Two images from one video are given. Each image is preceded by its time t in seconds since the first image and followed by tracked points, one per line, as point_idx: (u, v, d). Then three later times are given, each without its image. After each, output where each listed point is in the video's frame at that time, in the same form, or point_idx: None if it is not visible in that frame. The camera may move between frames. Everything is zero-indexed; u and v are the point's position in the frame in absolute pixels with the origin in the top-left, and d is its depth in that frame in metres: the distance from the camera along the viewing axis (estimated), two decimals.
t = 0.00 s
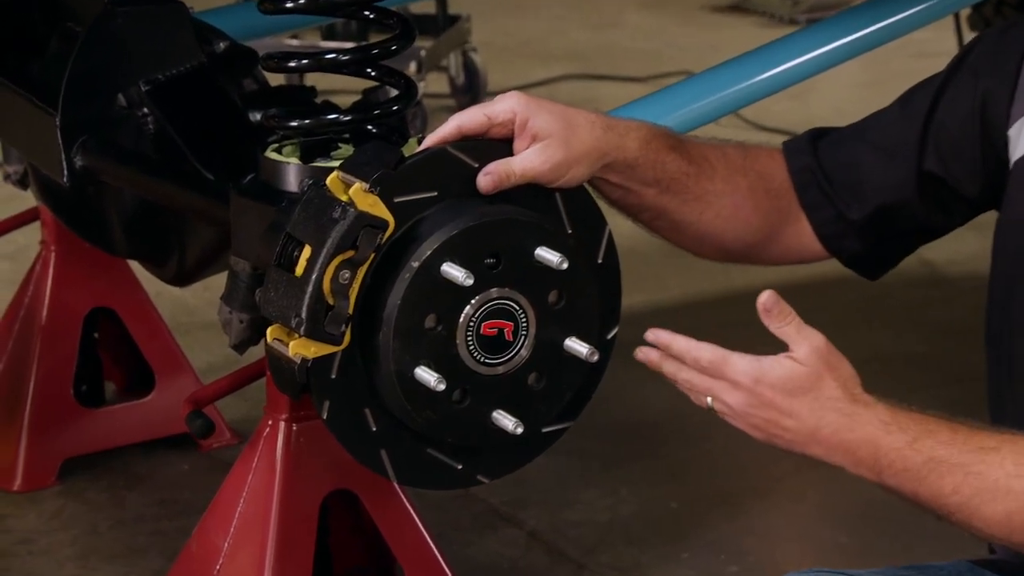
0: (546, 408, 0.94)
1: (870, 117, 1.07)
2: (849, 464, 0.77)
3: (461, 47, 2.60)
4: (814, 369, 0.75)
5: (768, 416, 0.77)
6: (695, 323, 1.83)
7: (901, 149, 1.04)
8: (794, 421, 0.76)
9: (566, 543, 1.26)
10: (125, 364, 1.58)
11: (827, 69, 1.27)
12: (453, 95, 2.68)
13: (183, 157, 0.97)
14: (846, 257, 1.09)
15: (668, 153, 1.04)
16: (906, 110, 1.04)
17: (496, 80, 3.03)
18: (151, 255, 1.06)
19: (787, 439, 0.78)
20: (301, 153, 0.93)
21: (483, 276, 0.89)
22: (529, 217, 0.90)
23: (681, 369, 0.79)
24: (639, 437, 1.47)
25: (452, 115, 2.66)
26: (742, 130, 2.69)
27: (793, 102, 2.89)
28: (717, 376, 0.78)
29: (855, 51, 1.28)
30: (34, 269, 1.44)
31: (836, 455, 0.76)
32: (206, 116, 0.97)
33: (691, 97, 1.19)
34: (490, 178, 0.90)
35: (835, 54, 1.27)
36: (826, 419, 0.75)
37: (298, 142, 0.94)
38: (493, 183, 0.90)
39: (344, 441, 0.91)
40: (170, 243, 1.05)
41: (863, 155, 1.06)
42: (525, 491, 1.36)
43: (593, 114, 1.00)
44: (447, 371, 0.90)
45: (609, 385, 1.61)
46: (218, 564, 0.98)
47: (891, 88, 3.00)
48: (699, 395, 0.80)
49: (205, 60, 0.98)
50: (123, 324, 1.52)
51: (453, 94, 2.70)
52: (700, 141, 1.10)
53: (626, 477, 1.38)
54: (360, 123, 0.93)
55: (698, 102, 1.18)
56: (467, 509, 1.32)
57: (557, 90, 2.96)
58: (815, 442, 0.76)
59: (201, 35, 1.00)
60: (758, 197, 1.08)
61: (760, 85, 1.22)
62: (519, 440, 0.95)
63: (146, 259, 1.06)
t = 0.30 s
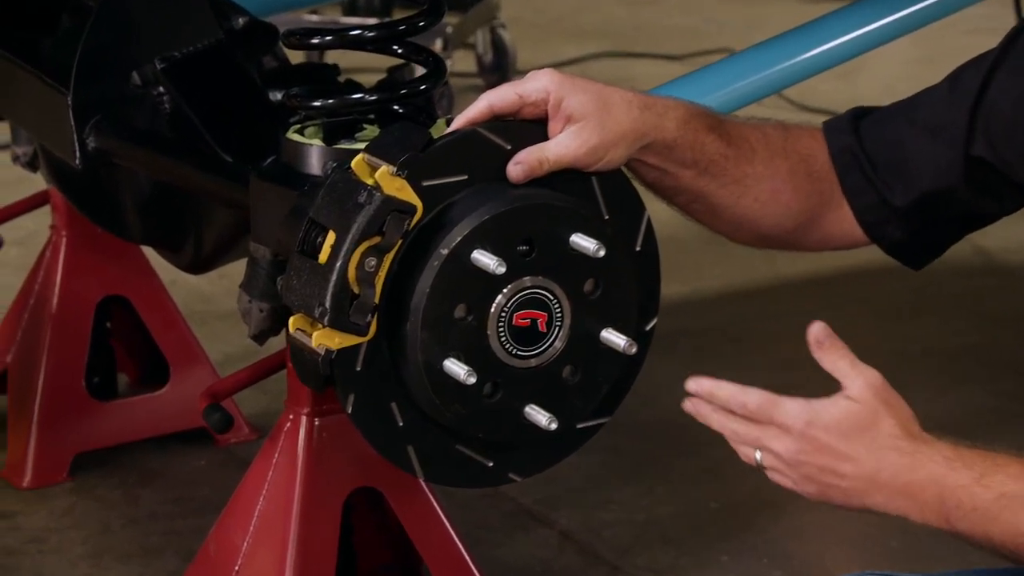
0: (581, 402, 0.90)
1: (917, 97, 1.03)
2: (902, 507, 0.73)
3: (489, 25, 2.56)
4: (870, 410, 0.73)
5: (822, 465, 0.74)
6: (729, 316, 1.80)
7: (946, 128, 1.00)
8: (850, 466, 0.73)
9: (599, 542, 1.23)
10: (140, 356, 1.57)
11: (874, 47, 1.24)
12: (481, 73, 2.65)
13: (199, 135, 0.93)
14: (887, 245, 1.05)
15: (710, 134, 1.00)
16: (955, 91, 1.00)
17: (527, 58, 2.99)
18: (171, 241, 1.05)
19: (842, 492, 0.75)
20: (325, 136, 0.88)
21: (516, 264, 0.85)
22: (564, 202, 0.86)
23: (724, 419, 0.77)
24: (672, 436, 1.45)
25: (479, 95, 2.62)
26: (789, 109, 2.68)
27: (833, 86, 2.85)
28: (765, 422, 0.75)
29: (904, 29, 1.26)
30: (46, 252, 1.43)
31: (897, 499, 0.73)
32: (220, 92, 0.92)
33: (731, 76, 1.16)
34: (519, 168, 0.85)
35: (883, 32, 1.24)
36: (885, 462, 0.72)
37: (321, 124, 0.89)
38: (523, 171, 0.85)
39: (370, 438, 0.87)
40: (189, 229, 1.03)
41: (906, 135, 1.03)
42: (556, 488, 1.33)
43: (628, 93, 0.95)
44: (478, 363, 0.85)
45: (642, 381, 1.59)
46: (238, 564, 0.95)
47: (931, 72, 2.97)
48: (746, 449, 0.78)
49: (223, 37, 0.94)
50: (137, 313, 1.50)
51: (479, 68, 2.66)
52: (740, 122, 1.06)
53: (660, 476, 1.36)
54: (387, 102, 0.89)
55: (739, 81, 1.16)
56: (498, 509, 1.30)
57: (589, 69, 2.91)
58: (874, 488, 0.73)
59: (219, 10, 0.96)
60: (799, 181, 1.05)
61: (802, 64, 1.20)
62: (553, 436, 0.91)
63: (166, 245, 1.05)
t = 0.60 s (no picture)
0: (615, 404, 0.86)
1: (973, 87, 1.01)
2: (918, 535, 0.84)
3: (517, 9, 2.53)
4: (942, 522, 0.73)
5: None
6: (763, 314, 1.77)
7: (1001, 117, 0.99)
8: None
9: (633, 552, 1.21)
10: (151, 355, 1.55)
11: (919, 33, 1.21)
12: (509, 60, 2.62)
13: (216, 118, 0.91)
14: (942, 242, 1.03)
15: (754, 124, 0.97)
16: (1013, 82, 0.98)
17: (557, 42, 2.96)
18: (186, 235, 1.06)
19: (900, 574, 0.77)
20: (348, 125, 0.85)
21: (547, 258, 0.80)
22: (597, 194, 0.82)
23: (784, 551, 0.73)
24: (715, 439, 1.43)
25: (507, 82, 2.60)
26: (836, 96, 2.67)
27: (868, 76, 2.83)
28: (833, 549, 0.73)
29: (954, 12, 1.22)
30: (56, 245, 1.40)
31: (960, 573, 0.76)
32: (238, 77, 0.90)
33: (775, 61, 1.13)
34: (549, 157, 0.81)
35: (929, 16, 1.21)
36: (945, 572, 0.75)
37: (344, 112, 0.86)
38: (555, 164, 0.81)
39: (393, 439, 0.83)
40: (205, 223, 1.05)
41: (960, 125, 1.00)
42: (588, 495, 1.31)
43: (666, 79, 0.90)
44: (506, 362, 0.81)
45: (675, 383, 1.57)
46: (257, 568, 0.97)
47: (971, 66, 2.94)
48: (805, 564, 0.74)
49: (242, 21, 0.92)
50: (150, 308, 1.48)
51: (506, 56, 2.63)
52: (783, 113, 1.04)
53: (694, 484, 1.34)
54: (412, 90, 0.84)
55: (782, 67, 1.13)
56: (524, 514, 1.28)
57: (621, 54, 2.88)
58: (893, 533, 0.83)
59: None
60: (848, 174, 1.03)
61: (847, 49, 1.17)
62: (585, 438, 0.87)
63: (180, 238, 1.07)
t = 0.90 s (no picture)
0: (632, 406, 0.82)
1: (1003, 77, 0.97)
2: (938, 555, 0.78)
3: None
4: (966, 523, 0.68)
5: None
6: (785, 314, 1.75)
7: None
8: None
9: (652, 560, 1.18)
10: (150, 355, 1.53)
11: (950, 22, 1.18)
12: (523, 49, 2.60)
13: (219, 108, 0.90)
14: (970, 239, 0.99)
15: (774, 111, 0.94)
16: None
17: (575, 32, 2.93)
18: (190, 231, 1.07)
19: None
20: (356, 117, 0.82)
21: (562, 256, 0.77)
22: (613, 188, 0.78)
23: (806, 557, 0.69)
24: (736, 442, 1.41)
25: (521, 72, 2.57)
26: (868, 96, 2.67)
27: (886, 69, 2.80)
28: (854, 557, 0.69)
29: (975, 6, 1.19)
30: (55, 241, 1.38)
31: None
32: (241, 67, 0.90)
33: (801, 52, 1.10)
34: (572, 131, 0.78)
35: (956, 7, 1.18)
36: None
37: (352, 104, 0.83)
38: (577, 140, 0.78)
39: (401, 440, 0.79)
40: (208, 219, 1.05)
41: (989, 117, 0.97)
42: (605, 501, 1.29)
43: (687, 69, 0.87)
44: (520, 363, 0.77)
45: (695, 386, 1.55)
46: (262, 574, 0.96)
47: (995, 62, 2.92)
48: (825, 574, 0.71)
49: (247, 11, 0.93)
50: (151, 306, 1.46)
51: (522, 46, 2.60)
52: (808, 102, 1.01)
53: (712, 489, 1.31)
54: (423, 81, 0.81)
55: (809, 57, 1.10)
56: (538, 521, 1.25)
57: (640, 43, 2.85)
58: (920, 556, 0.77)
59: None
60: (875, 165, 1.00)
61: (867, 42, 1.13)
62: (599, 444, 0.83)
63: (183, 234, 1.08)
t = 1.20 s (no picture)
0: (638, 408, 0.79)
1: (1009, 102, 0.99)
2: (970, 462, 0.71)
3: None
4: (962, 356, 0.70)
5: (895, 414, 0.70)
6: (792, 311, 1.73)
7: None
8: (920, 433, 0.70)
9: (659, 564, 1.20)
10: (142, 353, 1.50)
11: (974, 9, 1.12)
12: (528, 39, 2.59)
13: (215, 99, 0.88)
14: (993, 265, 1.01)
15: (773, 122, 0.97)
16: None
17: (583, 20, 2.90)
18: (186, 226, 1.07)
19: (909, 440, 0.71)
20: (356, 108, 0.79)
21: (569, 252, 0.73)
22: (621, 180, 0.74)
23: (794, 356, 0.73)
24: (755, 444, 1.44)
25: (528, 61, 2.55)
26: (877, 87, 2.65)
27: (893, 63, 2.79)
28: (837, 362, 0.72)
29: None
30: (45, 236, 1.35)
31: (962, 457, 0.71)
32: (237, 59, 0.88)
33: (815, 41, 1.05)
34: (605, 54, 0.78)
35: None
36: (940, 423, 0.70)
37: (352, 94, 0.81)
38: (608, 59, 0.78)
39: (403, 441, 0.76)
40: (203, 214, 1.04)
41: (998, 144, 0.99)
42: (610, 504, 1.30)
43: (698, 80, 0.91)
44: (525, 362, 0.73)
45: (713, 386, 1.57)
46: None
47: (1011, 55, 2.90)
48: (806, 396, 0.74)
49: None
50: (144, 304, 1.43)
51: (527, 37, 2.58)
52: (824, 127, 1.06)
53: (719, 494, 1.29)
54: (425, 71, 0.78)
55: (824, 46, 1.05)
56: (543, 524, 1.27)
57: (649, 33, 2.83)
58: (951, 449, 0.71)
59: None
60: (895, 189, 1.03)
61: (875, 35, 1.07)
62: (606, 445, 0.80)
63: (177, 229, 1.07)
